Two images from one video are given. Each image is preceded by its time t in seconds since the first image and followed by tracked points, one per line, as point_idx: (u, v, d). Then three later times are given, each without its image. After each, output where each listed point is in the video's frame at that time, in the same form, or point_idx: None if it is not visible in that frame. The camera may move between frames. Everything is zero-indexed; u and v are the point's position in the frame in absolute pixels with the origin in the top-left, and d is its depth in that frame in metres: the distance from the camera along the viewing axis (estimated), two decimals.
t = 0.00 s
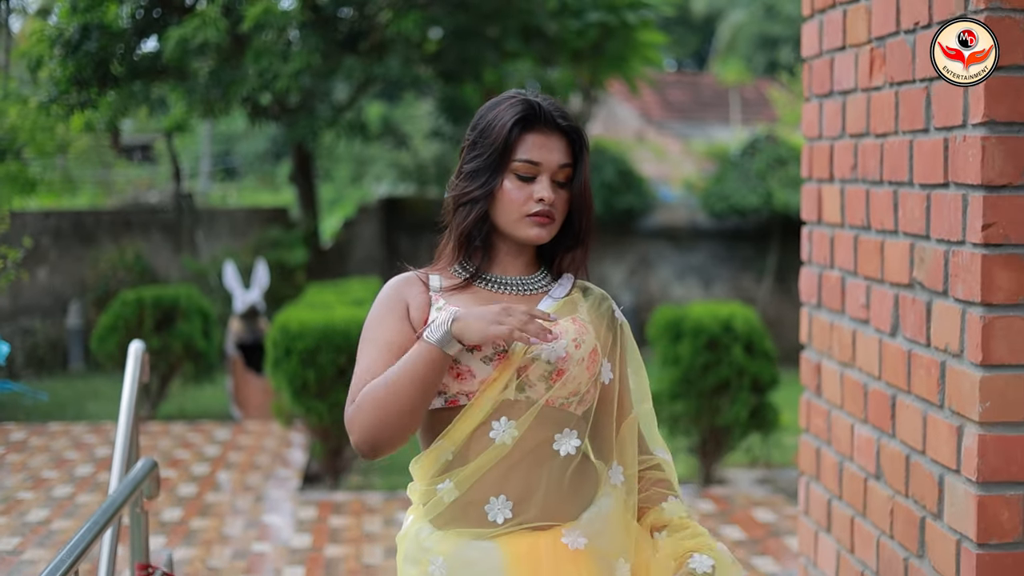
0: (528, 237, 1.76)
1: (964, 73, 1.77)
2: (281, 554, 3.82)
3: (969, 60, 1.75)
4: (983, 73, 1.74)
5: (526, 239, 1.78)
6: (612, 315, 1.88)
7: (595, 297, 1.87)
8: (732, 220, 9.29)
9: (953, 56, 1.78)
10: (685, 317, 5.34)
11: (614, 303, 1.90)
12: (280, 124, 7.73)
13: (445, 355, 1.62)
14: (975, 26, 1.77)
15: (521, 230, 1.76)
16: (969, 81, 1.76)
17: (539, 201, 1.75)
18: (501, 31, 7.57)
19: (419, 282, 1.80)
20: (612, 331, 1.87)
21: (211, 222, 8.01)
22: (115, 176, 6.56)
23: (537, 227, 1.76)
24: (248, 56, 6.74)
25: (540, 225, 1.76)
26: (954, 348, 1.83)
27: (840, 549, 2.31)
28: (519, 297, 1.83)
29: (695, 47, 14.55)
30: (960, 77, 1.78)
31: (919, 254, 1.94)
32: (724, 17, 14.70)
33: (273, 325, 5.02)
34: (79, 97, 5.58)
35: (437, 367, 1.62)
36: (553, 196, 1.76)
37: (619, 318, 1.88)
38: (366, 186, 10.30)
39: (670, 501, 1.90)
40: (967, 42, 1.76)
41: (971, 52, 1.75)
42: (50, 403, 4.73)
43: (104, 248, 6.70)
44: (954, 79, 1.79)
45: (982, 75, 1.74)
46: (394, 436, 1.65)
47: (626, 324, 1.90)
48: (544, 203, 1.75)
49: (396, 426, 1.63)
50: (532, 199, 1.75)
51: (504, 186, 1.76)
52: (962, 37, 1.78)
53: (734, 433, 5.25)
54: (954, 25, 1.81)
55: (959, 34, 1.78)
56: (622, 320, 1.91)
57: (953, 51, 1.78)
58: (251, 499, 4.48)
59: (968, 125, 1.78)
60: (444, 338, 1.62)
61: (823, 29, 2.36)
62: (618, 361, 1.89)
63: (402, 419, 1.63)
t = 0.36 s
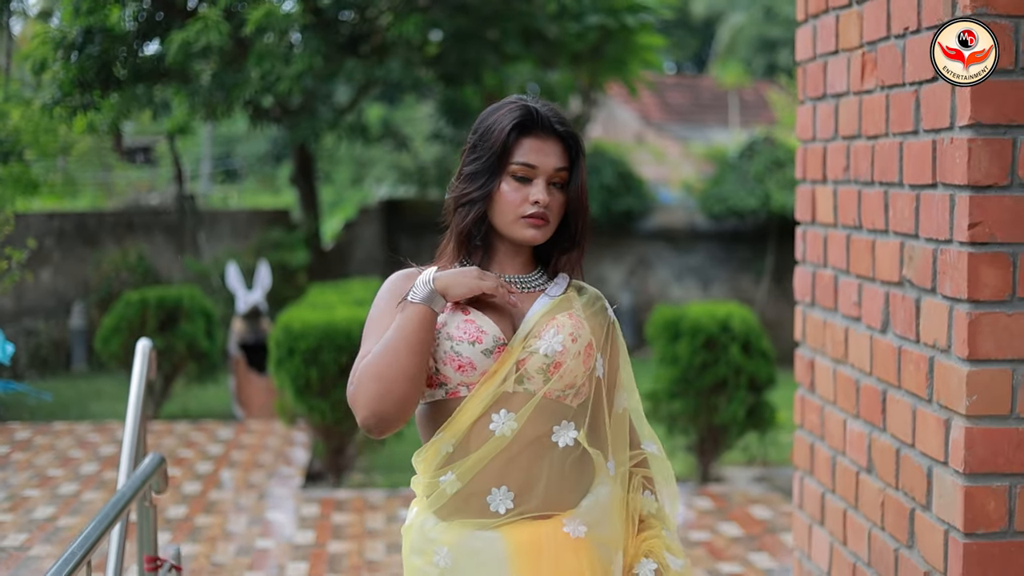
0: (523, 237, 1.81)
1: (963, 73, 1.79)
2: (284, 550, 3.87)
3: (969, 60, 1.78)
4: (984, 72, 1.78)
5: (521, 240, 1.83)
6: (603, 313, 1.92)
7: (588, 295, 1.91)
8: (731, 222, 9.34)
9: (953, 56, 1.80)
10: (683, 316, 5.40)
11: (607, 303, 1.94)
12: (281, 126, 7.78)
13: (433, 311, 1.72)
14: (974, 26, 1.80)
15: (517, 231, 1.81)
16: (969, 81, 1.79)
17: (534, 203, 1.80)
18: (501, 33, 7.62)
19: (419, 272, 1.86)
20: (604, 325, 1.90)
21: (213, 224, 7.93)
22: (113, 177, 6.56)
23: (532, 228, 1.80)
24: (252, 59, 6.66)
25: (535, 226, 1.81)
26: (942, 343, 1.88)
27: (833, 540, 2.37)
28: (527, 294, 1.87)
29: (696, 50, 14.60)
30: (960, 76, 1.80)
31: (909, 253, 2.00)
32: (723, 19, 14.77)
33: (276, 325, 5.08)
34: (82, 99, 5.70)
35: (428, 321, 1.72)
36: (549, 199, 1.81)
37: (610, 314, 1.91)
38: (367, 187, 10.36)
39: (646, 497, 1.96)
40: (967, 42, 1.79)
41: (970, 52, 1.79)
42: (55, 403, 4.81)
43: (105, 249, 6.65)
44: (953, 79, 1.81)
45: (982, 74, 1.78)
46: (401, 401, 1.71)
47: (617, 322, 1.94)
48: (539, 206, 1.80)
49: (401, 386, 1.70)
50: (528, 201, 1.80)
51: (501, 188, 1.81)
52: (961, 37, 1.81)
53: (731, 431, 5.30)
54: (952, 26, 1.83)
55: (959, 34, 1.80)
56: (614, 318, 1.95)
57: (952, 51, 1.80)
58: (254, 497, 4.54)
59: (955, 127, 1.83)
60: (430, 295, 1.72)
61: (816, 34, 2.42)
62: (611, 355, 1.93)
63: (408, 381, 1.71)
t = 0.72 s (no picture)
0: (508, 239, 1.86)
1: (963, 74, 1.83)
2: (287, 545, 3.94)
3: (970, 60, 1.82)
4: (984, 72, 1.83)
5: (507, 242, 1.89)
6: (590, 308, 1.97)
7: (572, 292, 1.96)
8: (730, 223, 9.39)
9: (953, 56, 1.83)
10: (681, 316, 5.46)
11: (592, 298, 1.99)
12: (284, 129, 7.87)
13: (415, 313, 1.79)
14: (974, 26, 1.84)
15: (503, 233, 1.87)
16: (970, 81, 1.83)
17: (519, 207, 1.85)
18: (502, 36, 7.70)
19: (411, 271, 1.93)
20: (591, 318, 1.96)
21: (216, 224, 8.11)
22: (116, 179, 6.82)
23: (517, 231, 1.86)
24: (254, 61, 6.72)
25: (519, 229, 1.86)
26: (927, 337, 1.94)
27: (824, 531, 2.43)
28: (509, 291, 1.92)
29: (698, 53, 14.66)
30: (960, 77, 1.84)
31: (895, 249, 2.06)
32: (724, 22, 14.83)
33: (279, 324, 5.14)
34: (85, 100, 5.98)
35: (408, 322, 1.78)
36: (534, 203, 1.86)
37: (596, 308, 1.97)
38: (369, 189, 10.43)
39: (639, 470, 2.01)
40: (968, 42, 1.82)
41: (971, 52, 1.82)
42: (59, 403, 4.87)
43: (111, 250, 6.82)
44: (953, 79, 1.84)
45: (982, 74, 1.83)
46: (375, 395, 1.79)
47: (604, 317, 1.99)
48: (524, 209, 1.85)
49: (378, 381, 1.77)
50: (514, 205, 1.86)
51: (489, 192, 1.87)
52: (961, 37, 1.83)
53: (729, 429, 5.36)
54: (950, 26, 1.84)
55: (959, 34, 1.82)
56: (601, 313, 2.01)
57: (952, 51, 1.83)
58: (257, 493, 4.60)
59: (939, 128, 1.89)
60: (412, 297, 1.79)
61: (808, 36, 2.47)
62: (598, 347, 1.98)
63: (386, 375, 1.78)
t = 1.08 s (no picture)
0: (495, 239, 1.92)
1: (963, 73, 1.87)
2: (288, 540, 3.99)
3: (969, 60, 1.86)
4: (983, 72, 1.88)
5: (495, 242, 1.95)
6: (576, 301, 2.02)
7: (555, 285, 2.00)
8: (729, 223, 9.43)
9: (953, 56, 1.86)
10: (677, 315, 5.50)
11: (578, 293, 2.04)
12: (286, 130, 7.94)
13: (400, 322, 1.84)
14: (974, 27, 1.88)
15: (490, 234, 1.92)
16: (969, 80, 1.88)
17: (506, 208, 1.91)
18: (503, 38, 7.77)
19: (402, 270, 1.98)
20: (576, 312, 2.00)
21: (219, 225, 8.20)
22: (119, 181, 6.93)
23: (504, 231, 1.92)
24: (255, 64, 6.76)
25: (506, 229, 1.92)
26: (908, 331, 1.99)
27: (812, 523, 2.48)
28: (495, 287, 1.97)
29: (698, 55, 14.72)
30: (959, 77, 1.88)
31: (879, 247, 2.11)
32: (726, 23, 14.88)
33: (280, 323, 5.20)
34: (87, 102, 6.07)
35: (394, 333, 1.85)
36: (520, 204, 1.92)
37: (581, 301, 2.01)
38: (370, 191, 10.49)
39: (620, 451, 2.07)
40: (968, 42, 1.86)
41: (970, 52, 1.86)
42: (63, 401, 4.93)
43: (114, 251, 6.88)
44: (953, 79, 1.88)
45: (982, 74, 1.88)
46: (370, 401, 1.87)
47: (589, 311, 2.04)
48: (511, 210, 1.91)
49: (370, 391, 1.86)
50: (500, 206, 1.91)
51: (477, 193, 1.93)
52: (961, 37, 1.86)
53: (725, 426, 5.41)
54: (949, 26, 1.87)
55: (958, 35, 1.86)
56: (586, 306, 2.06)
57: (953, 51, 1.86)
58: (259, 490, 4.65)
59: (920, 128, 1.95)
60: (397, 309, 1.84)
61: (796, 39, 2.53)
62: (583, 339, 2.03)
63: (377, 379, 1.86)
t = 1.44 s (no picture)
0: (489, 239, 1.97)
1: (964, 73, 1.93)
2: (286, 534, 4.05)
3: (969, 60, 1.92)
4: (983, 72, 1.95)
5: (489, 241, 2.00)
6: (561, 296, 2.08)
7: (541, 283, 2.06)
8: (725, 223, 9.49)
9: (953, 56, 1.92)
10: (670, 313, 5.56)
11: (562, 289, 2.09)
12: (285, 132, 8.00)
13: (388, 321, 1.90)
14: (974, 26, 1.95)
15: (484, 233, 1.97)
16: (969, 80, 1.94)
17: (500, 209, 1.96)
18: (501, 39, 7.82)
19: (392, 266, 2.03)
20: (562, 306, 2.06)
21: (217, 225, 8.15)
22: (119, 182, 6.88)
23: (498, 231, 1.97)
24: (254, 65, 6.81)
25: (500, 229, 1.97)
26: (888, 326, 2.05)
27: (797, 515, 2.54)
28: (482, 282, 2.04)
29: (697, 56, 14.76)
30: (959, 76, 1.93)
31: (860, 244, 2.17)
32: (724, 24, 14.94)
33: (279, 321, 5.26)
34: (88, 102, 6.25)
35: (382, 333, 1.91)
36: (513, 205, 1.97)
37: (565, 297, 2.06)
38: (369, 192, 10.55)
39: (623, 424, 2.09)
40: (968, 43, 1.92)
41: (970, 52, 1.93)
42: (63, 400, 4.98)
43: (114, 251, 6.96)
44: (953, 79, 1.94)
45: (982, 74, 1.94)
46: (367, 400, 1.94)
47: (572, 307, 2.09)
48: (505, 211, 1.96)
49: (367, 393, 1.93)
50: (495, 207, 1.96)
51: (472, 195, 1.97)
52: (961, 37, 1.93)
53: (718, 424, 5.47)
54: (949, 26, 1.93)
55: (958, 35, 1.92)
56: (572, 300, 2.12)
57: (953, 51, 1.92)
58: (258, 486, 4.72)
59: (898, 128, 2.00)
60: (384, 308, 1.90)
61: (782, 41, 2.59)
62: (567, 335, 2.09)
63: (372, 375, 1.92)
